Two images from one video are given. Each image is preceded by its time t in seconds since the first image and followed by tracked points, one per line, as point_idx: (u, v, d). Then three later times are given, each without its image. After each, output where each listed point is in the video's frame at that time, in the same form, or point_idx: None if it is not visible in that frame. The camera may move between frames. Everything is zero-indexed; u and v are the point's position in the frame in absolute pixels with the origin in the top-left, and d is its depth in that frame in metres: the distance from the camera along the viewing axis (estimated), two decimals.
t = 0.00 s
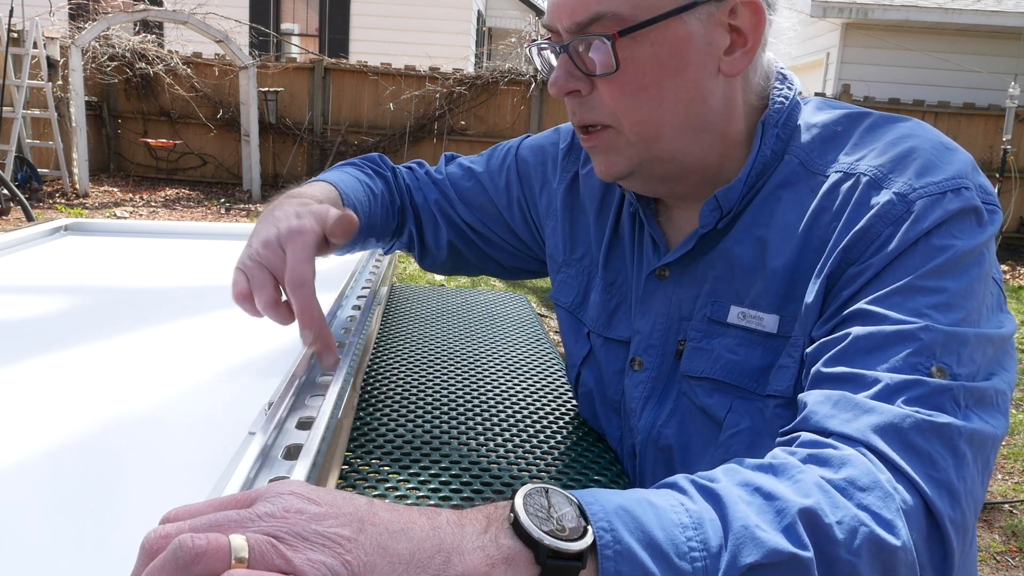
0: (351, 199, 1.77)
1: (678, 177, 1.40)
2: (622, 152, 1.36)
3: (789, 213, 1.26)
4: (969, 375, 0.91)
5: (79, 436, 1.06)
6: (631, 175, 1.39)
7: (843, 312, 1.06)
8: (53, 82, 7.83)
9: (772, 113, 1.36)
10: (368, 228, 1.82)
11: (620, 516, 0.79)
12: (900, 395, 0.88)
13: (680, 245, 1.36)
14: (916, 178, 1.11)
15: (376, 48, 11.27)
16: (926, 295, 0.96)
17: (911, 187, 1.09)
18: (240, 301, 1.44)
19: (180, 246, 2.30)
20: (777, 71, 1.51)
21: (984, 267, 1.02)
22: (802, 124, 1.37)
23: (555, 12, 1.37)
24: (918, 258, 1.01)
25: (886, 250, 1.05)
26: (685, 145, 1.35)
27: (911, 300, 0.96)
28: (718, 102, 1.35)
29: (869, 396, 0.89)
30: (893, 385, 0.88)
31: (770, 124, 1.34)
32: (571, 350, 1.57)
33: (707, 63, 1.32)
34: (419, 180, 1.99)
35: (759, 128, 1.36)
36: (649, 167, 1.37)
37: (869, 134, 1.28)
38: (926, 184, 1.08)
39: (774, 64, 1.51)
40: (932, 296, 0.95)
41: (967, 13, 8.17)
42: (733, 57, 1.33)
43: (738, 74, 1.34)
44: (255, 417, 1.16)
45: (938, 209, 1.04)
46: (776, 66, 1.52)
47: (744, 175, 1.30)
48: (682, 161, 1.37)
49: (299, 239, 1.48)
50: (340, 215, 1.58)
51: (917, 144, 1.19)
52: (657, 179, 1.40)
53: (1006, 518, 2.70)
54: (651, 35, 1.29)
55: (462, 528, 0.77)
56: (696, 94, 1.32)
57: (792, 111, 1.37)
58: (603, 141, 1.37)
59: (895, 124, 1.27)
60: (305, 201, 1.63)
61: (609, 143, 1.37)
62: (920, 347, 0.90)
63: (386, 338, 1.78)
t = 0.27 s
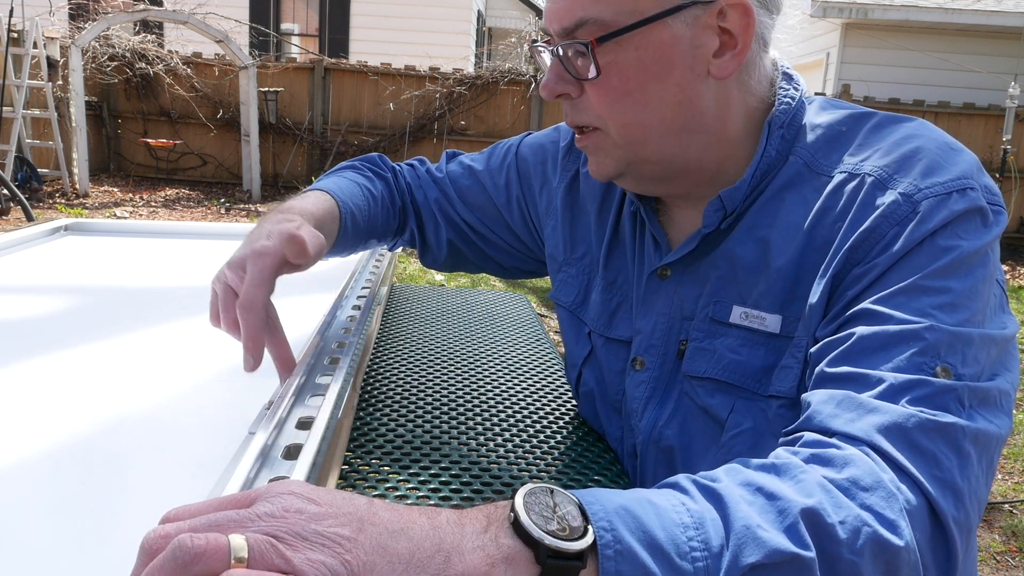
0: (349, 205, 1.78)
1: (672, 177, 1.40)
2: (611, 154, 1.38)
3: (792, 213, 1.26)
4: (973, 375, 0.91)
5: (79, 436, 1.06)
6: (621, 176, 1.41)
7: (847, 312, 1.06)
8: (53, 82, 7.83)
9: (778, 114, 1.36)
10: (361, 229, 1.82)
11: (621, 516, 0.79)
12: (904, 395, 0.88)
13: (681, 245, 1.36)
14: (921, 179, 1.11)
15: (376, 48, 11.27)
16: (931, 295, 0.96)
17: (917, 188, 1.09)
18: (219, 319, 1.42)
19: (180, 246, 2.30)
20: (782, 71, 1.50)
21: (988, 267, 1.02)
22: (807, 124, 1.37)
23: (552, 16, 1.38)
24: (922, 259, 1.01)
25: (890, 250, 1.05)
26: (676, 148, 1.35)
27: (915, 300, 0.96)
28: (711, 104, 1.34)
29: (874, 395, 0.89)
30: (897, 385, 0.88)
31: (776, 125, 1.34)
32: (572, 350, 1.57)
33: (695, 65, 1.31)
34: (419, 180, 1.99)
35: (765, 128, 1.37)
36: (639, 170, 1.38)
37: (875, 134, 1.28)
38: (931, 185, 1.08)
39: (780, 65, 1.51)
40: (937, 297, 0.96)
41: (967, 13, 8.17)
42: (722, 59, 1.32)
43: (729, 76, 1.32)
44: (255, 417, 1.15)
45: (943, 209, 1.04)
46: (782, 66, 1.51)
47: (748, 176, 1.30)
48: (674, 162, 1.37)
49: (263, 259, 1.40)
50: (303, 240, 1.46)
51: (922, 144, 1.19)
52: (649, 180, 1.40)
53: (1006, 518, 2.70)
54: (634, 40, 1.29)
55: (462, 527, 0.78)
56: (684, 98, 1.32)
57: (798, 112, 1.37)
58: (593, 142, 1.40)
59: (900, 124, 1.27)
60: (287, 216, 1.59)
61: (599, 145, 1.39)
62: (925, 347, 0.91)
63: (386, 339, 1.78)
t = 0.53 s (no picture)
0: (362, 194, 1.80)
1: (666, 179, 1.40)
2: (600, 159, 1.39)
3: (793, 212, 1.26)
4: (974, 374, 0.91)
5: (79, 436, 1.06)
6: (613, 181, 1.41)
7: (848, 311, 1.06)
8: (53, 82, 7.83)
9: (780, 115, 1.35)
10: (375, 218, 1.86)
11: (621, 513, 0.79)
12: (905, 392, 0.88)
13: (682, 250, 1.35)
14: (922, 178, 1.11)
15: (376, 48, 11.27)
16: (931, 294, 0.96)
17: (919, 187, 1.09)
18: (238, 307, 1.50)
19: (180, 246, 2.30)
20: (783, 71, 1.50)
21: (989, 267, 1.02)
22: (809, 124, 1.37)
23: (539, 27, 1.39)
24: (923, 257, 1.01)
25: (891, 249, 1.05)
26: (666, 151, 1.35)
27: (916, 299, 0.96)
28: (701, 107, 1.34)
29: (875, 393, 0.89)
30: (897, 382, 0.88)
31: (779, 127, 1.34)
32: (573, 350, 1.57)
33: (681, 69, 1.31)
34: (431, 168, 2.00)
35: (767, 129, 1.36)
36: (629, 174, 1.38)
37: (877, 134, 1.28)
38: (933, 184, 1.09)
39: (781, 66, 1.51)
40: (938, 296, 0.96)
41: (967, 13, 8.17)
42: (709, 62, 1.31)
43: (716, 80, 1.31)
44: (255, 417, 1.15)
45: (944, 208, 1.04)
46: (783, 67, 1.51)
47: (752, 178, 1.30)
48: (665, 165, 1.37)
49: (288, 263, 1.46)
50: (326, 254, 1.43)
51: (924, 145, 1.19)
52: (641, 184, 1.41)
53: (1007, 518, 2.70)
54: (619, 47, 1.30)
55: (462, 526, 0.77)
56: (671, 102, 1.32)
57: (800, 112, 1.37)
58: (583, 148, 1.40)
59: (903, 124, 1.28)
60: (311, 209, 1.63)
61: (588, 151, 1.40)
62: (926, 345, 0.90)
63: (386, 338, 1.78)
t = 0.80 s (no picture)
0: (373, 194, 1.83)
1: (677, 176, 1.40)
2: (614, 157, 1.37)
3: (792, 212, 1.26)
4: (973, 375, 0.91)
5: (79, 436, 1.06)
6: (626, 181, 1.40)
7: (847, 311, 1.06)
8: (53, 82, 7.83)
9: (779, 115, 1.35)
10: (385, 219, 1.88)
11: (620, 514, 0.79)
12: (904, 393, 0.88)
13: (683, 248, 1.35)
14: (922, 179, 1.11)
15: (376, 48, 11.27)
16: (931, 294, 0.96)
17: (918, 188, 1.09)
18: (247, 298, 1.54)
19: (180, 246, 2.30)
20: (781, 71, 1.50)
21: (988, 268, 1.02)
22: (808, 124, 1.37)
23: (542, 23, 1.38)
24: (922, 258, 1.01)
25: (890, 250, 1.05)
26: (678, 147, 1.35)
27: (915, 300, 0.96)
28: (710, 103, 1.34)
29: (874, 393, 0.89)
30: (896, 384, 0.88)
31: (778, 127, 1.34)
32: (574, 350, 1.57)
33: (692, 64, 1.31)
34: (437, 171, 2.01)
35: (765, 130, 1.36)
36: (642, 172, 1.38)
37: (877, 134, 1.28)
38: (933, 185, 1.08)
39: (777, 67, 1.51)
40: (938, 297, 0.96)
41: (967, 13, 8.17)
42: (718, 57, 1.32)
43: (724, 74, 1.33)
44: (256, 417, 1.15)
45: (943, 209, 1.04)
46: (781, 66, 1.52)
47: (751, 178, 1.30)
48: (677, 162, 1.37)
49: (302, 262, 1.48)
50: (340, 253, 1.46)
51: (924, 145, 1.19)
52: (653, 182, 1.40)
53: (1006, 518, 2.70)
54: (631, 42, 1.29)
55: (462, 526, 0.78)
56: (683, 97, 1.32)
57: (798, 112, 1.37)
58: (596, 146, 1.39)
59: (902, 124, 1.28)
60: (325, 206, 1.66)
61: (602, 149, 1.38)
62: (925, 347, 0.90)
63: (385, 338, 1.78)
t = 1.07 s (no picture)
0: (373, 198, 1.83)
1: (728, 153, 1.40)
2: (702, 114, 1.33)
3: (789, 210, 1.26)
4: (968, 365, 0.91)
5: (79, 436, 1.06)
6: (699, 147, 1.35)
7: (842, 305, 1.06)
8: (53, 82, 7.83)
9: (763, 112, 1.37)
10: (382, 224, 1.88)
11: (618, 509, 0.79)
12: (899, 384, 0.88)
13: (681, 247, 1.36)
14: (912, 173, 1.11)
15: (376, 48, 11.27)
16: (923, 286, 0.96)
17: (908, 182, 1.09)
18: (248, 297, 1.55)
19: (180, 246, 2.29)
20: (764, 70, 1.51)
21: (982, 259, 1.01)
22: (795, 121, 1.38)
23: None
24: (915, 250, 1.01)
25: (883, 244, 1.05)
26: (739, 115, 1.37)
27: (908, 292, 0.96)
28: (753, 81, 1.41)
29: (868, 386, 0.89)
30: (892, 374, 0.88)
31: (764, 124, 1.35)
32: (573, 349, 1.58)
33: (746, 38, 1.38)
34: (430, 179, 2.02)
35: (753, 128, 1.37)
36: (718, 135, 1.36)
37: (864, 131, 1.28)
38: (922, 178, 1.08)
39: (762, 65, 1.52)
40: (930, 288, 0.95)
41: (967, 13, 8.16)
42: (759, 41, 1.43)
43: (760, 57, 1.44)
44: (255, 417, 1.15)
45: (934, 202, 1.04)
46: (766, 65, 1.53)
47: (744, 175, 1.30)
48: (736, 132, 1.38)
49: (306, 264, 1.48)
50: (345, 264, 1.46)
51: (913, 139, 1.19)
52: (715, 152, 1.38)
53: (1006, 518, 2.70)
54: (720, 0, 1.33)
55: (461, 525, 0.78)
56: (745, 66, 1.38)
57: (783, 107, 1.39)
58: (683, 103, 1.33)
59: (891, 119, 1.28)
60: (326, 207, 1.66)
61: (690, 106, 1.33)
62: (918, 338, 0.90)
63: (385, 338, 1.78)
